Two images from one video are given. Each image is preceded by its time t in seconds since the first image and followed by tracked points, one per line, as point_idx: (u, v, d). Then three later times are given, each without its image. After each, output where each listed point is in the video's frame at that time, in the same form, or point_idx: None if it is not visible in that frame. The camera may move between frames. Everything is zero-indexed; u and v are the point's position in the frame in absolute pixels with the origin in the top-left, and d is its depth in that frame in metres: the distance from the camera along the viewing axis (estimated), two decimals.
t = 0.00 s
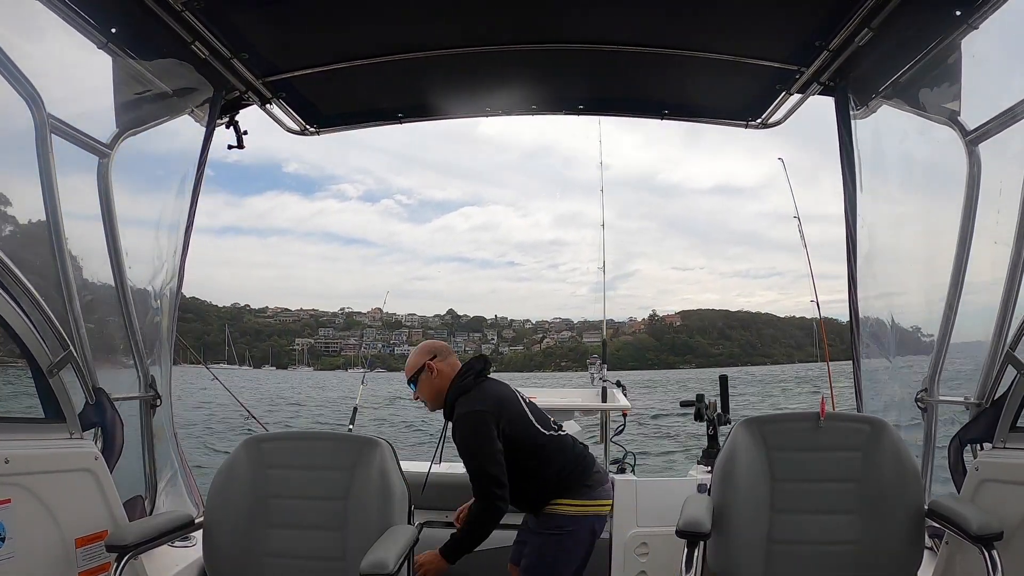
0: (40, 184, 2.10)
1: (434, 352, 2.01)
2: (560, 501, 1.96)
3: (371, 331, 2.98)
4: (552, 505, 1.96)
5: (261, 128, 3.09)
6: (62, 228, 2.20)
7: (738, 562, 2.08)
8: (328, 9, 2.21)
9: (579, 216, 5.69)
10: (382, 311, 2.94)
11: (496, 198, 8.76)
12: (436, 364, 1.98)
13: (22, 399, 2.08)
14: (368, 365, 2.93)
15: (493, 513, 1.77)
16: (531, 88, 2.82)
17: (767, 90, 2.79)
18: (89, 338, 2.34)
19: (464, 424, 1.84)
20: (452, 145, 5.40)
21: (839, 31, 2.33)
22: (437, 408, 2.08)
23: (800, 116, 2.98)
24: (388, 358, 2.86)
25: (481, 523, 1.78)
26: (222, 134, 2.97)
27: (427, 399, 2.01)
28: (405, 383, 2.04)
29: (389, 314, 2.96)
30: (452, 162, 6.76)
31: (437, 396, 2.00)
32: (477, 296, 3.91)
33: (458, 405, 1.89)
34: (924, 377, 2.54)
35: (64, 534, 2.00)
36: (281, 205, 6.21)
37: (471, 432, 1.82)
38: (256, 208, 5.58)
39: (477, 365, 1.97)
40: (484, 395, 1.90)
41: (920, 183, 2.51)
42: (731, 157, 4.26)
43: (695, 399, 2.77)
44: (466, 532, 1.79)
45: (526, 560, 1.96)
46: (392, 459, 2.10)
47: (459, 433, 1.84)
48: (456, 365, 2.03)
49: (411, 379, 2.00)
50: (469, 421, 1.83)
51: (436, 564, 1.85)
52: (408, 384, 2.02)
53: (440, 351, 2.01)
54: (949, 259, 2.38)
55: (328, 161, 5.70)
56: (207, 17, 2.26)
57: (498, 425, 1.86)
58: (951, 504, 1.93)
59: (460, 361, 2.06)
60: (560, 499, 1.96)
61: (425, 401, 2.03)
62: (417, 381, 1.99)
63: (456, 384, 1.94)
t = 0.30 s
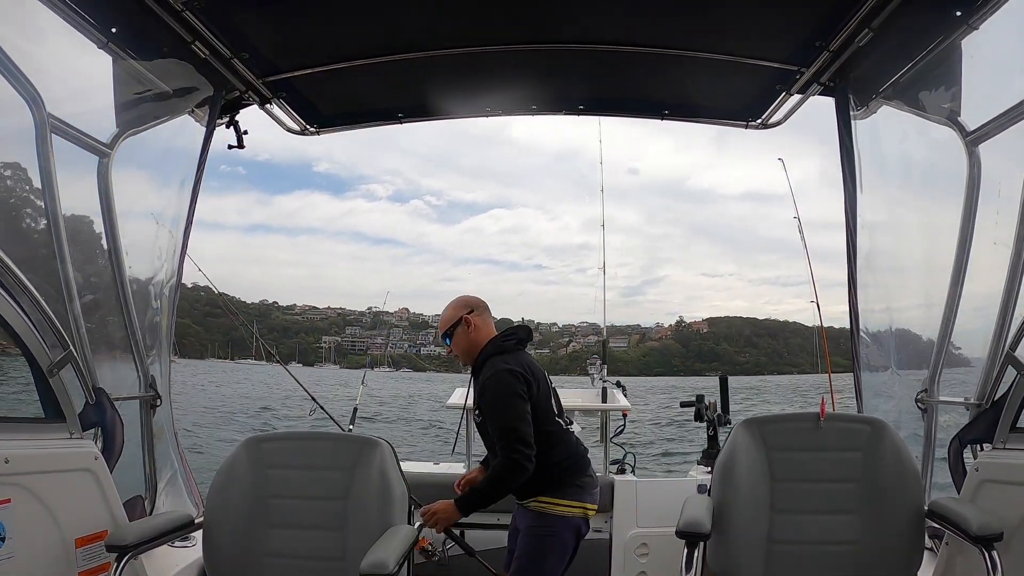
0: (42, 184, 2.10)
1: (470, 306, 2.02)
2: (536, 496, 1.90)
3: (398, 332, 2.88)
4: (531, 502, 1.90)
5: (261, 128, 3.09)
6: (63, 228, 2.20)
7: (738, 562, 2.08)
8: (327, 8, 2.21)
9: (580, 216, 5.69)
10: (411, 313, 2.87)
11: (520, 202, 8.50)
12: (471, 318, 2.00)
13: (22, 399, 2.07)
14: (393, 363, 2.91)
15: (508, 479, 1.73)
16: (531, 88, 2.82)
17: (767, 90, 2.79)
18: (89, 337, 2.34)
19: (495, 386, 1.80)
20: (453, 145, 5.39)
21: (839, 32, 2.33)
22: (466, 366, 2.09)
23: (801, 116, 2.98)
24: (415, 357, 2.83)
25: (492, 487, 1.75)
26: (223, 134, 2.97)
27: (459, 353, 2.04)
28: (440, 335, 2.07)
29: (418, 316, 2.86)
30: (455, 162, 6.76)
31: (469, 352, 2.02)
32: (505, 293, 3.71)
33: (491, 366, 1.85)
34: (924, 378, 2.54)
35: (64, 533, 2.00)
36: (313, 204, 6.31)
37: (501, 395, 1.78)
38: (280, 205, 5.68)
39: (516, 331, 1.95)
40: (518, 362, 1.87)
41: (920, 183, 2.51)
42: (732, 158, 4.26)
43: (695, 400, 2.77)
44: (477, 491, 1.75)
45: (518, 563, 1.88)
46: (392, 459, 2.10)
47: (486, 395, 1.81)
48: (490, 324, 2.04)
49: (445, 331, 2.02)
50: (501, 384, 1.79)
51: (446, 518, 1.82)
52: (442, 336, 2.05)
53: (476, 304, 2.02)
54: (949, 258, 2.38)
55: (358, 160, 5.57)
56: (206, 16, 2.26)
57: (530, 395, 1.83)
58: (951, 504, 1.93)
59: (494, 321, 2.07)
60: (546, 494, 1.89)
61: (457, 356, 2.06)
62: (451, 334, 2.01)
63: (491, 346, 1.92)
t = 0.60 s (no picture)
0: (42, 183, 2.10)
1: (491, 286, 2.03)
2: (519, 492, 1.88)
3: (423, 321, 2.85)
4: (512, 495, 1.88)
5: (262, 128, 3.10)
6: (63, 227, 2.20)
7: (738, 563, 2.08)
8: (327, 7, 2.21)
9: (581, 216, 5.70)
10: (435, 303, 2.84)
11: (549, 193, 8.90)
12: (490, 299, 2.00)
13: (22, 399, 2.07)
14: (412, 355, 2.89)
15: (513, 460, 1.74)
16: (531, 88, 2.82)
17: (767, 90, 2.79)
18: (89, 336, 2.34)
19: (513, 368, 1.81)
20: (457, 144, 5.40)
21: (839, 32, 2.33)
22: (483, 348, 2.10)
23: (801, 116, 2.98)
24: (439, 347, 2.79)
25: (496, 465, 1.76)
26: (223, 134, 2.97)
27: (478, 333, 2.04)
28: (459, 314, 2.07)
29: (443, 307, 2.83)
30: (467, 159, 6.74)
31: (488, 333, 2.03)
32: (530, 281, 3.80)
33: (511, 348, 1.87)
34: (924, 378, 2.54)
35: (64, 533, 1.99)
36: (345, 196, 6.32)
37: (518, 378, 1.79)
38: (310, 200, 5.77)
39: (537, 320, 1.96)
40: (537, 349, 1.88)
41: (921, 183, 2.51)
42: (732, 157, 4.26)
43: (695, 400, 2.77)
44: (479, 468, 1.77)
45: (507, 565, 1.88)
46: (392, 459, 2.10)
47: (501, 376, 1.82)
48: (511, 306, 2.05)
49: (466, 310, 2.02)
50: (518, 366, 1.81)
51: (444, 483, 1.87)
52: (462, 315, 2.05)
53: (496, 285, 2.03)
54: (948, 259, 2.38)
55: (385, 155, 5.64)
56: (206, 16, 2.26)
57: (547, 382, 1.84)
58: (951, 505, 1.93)
59: (514, 304, 2.07)
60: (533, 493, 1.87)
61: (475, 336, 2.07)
62: (472, 314, 2.02)
63: (511, 330, 1.93)
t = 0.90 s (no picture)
0: (42, 184, 2.11)
1: (491, 279, 2.02)
2: (503, 492, 1.88)
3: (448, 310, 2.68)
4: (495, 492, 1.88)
5: (262, 128, 3.10)
6: (62, 227, 2.20)
7: (737, 563, 2.08)
8: (325, 7, 2.21)
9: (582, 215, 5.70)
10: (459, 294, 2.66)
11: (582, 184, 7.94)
12: (489, 293, 2.00)
13: (21, 399, 2.07)
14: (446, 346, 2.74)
15: (505, 446, 1.74)
16: (531, 88, 2.81)
17: (767, 90, 2.79)
18: (89, 337, 2.34)
19: (512, 362, 1.81)
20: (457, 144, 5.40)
21: (839, 32, 2.33)
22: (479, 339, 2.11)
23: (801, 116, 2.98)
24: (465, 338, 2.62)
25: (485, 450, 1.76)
26: (223, 134, 2.97)
27: (473, 325, 2.04)
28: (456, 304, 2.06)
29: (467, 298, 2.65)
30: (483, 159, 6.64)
31: (484, 326, 2.03)
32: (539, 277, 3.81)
33: (509, 343, 1.87)
34: (924, 378, 2.54)
35: (63, 534, 1.99)
36: (364, 190, 6.19)
37: (516, 370, 1.80)
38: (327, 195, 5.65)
39: (535, 318, 1.97)
40: (536, 347, 1.89)
41: (921, 183, 2.51)
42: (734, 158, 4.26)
43: (695, 400, 2.77)
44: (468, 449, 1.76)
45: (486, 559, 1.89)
46: (392, 459, 2.10)
47: (498, 367, 1.82)
48: (510, 301, 2.04)
49: (463, 301, 2.02)
50: (516, 359, 1.81)
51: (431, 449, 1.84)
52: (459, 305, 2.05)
53: (496, 279, 2.01)
54: (948, 259, 2.38)
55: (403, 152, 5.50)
56: (206, 16, 2.26)
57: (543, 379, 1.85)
58: (951, 505, 1.93)
59: (512, 299, 2.07)
60: (517, 491, 1.87)
61: (470, 327, 2.07)
62: (469, 307, 2.01)
63: (509, 325, 1.93)
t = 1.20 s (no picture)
0: (42, 184, 2.11)
1: (480, 279, 2.00)
2: (482, 491, 1.88)
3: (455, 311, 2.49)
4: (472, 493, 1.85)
5: (261, 128, 3.10)
6: (61, 226, 2.20)
7: (737, 562, 2.09)
8: (325, 7, 2.20)
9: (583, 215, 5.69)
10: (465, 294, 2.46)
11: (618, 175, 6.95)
12: (476, 292, 1.99)
13: (22, 399, 2.07)
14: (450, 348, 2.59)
15: (492, 438, 1.73)
16: (531, 88, 2.81)
17: (767, 90, 2.79)
18: (89, 337, 2.34)
19: (501, 360, 1.82)
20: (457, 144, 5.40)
21: (840, 32, 2.33)
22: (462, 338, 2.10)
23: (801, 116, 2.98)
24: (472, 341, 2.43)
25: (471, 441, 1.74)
26: (223, 134, 2.97)
27: (457, 323, 2.03)
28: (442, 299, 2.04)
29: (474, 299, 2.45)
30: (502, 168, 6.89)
31: (467, 325, 2.02)
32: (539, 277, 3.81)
33: (496, 342, 1.88)
34: (924, 377, 2.54)
35: (64, 534, 1.99)
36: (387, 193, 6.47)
37: (505, 367, 1.81)
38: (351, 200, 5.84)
39: (523, 320, 1.98)
40: (523, 349, 1.91)
41: (920, 182, 2.51)
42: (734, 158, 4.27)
43: (695, 399, 2.77)
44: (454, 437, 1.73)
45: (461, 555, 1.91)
46: (392, 459, 2.10)
47: (485, 365, 1.83)
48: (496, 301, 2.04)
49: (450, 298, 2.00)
50: (504, 358, 1.82)
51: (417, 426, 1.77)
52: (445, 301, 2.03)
53: (484, 278, 2.00)
54: (948, 259, 2.38)
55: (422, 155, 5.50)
56: (206, 16, 2.26)
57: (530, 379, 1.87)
58: (951, 505, 1.93)
59: (497, 299, 2.06)
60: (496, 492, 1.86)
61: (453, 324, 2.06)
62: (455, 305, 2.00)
63: (497, 325, 1.94)
